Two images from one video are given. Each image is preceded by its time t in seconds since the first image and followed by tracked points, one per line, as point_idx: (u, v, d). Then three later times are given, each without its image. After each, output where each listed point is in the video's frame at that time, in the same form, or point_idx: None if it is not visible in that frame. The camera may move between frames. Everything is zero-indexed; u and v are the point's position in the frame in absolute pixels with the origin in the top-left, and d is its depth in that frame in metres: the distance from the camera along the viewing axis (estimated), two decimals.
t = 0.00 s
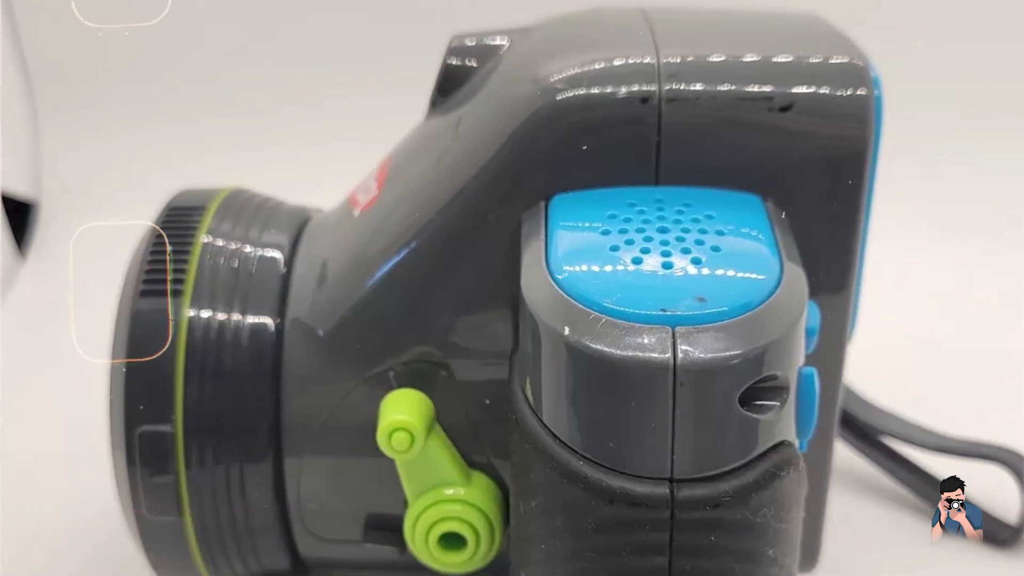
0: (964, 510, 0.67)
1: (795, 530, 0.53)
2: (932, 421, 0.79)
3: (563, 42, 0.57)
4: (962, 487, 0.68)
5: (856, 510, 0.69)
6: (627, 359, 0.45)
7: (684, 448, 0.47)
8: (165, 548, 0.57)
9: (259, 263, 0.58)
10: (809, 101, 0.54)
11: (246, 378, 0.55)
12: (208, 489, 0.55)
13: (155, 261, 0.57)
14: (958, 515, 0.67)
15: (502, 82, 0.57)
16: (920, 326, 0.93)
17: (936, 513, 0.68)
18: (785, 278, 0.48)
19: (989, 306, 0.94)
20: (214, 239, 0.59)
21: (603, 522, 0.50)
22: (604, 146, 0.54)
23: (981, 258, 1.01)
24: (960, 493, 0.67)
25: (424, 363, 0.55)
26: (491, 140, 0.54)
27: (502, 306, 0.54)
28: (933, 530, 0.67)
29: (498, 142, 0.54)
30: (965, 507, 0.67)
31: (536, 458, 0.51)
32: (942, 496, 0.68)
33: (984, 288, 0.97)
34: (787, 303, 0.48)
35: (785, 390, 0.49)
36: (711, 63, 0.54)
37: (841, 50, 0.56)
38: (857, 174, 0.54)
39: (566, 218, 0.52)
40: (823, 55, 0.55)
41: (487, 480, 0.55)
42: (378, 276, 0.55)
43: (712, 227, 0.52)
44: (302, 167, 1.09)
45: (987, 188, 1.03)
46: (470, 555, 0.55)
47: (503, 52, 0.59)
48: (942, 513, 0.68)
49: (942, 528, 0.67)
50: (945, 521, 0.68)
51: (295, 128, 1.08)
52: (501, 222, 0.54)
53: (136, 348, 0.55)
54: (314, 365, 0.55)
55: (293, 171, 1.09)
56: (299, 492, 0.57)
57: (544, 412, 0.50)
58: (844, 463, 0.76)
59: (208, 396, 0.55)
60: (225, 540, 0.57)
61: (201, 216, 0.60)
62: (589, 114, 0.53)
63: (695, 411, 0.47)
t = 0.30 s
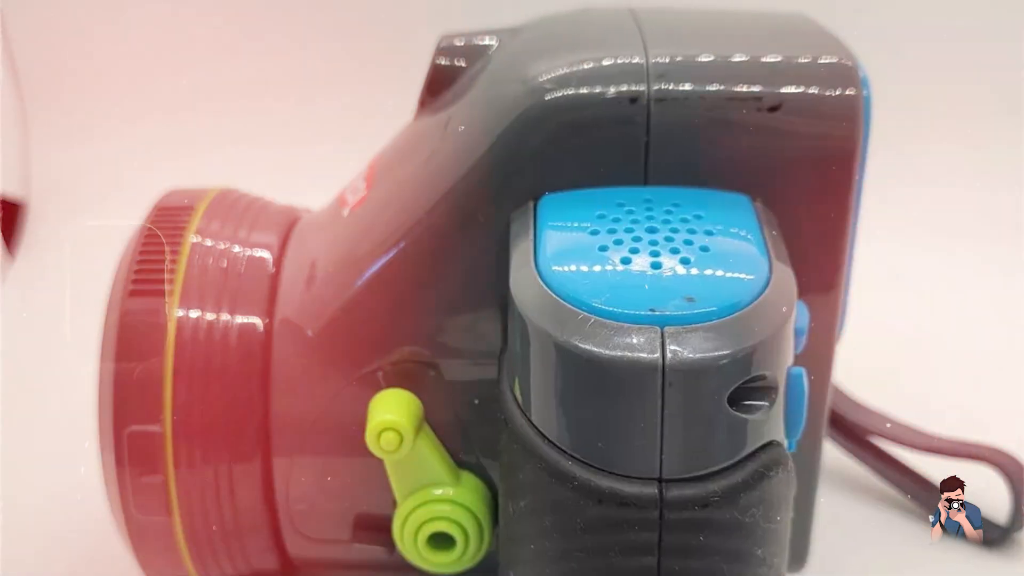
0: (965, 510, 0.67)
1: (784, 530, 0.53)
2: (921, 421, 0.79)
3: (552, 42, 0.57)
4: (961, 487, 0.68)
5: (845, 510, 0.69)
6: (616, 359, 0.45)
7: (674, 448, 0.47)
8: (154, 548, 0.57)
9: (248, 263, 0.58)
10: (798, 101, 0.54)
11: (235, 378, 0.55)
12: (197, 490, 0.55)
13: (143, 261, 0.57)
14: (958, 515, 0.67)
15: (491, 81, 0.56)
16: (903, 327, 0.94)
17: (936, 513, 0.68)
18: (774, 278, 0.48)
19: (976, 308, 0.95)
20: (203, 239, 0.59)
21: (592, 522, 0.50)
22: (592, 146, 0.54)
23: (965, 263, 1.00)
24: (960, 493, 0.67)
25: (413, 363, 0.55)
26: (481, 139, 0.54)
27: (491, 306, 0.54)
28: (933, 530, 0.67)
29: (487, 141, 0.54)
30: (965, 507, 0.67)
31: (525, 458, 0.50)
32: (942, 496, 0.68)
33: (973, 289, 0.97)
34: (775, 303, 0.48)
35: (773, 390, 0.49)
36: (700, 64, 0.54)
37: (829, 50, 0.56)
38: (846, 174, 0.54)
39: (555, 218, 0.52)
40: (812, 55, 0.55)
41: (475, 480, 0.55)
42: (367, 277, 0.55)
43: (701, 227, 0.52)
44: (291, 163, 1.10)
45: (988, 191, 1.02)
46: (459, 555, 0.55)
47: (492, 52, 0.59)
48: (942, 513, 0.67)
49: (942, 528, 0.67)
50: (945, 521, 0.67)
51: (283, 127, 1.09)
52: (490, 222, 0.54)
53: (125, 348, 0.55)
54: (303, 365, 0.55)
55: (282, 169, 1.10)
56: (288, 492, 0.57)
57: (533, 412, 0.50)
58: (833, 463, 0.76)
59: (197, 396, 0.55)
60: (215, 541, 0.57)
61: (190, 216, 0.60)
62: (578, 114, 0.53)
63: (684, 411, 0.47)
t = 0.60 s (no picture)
0: (964, 510, 0.67)
1: (772, 530, 0.53)
2: (911, 420, 0.79)
3: (540, 42, 0.57)
4: (961, 486, 0.68)
5: (833, 509, 0.69)
6: (604, 359, 0.45)
7: (663, 448, 0.47)
8: (143, 548, 0.57)
9: (236, 263, 0.58)
10: (786, 101, 0.54)
11: (224, 378, 0.55)
12: (186, 489, 0.55)
13: (132, 261, 0.57)
14: (958, 515, 0.67)
15: (480, 82, 0.56)
16: (898, 326, 0.92)
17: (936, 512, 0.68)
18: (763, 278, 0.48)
19: (968, 306, 0.94)
20: (192, 239, 0.59)
21: (581, 522, 0.50)
22: (581, 146, 0.54)
23: (951, 257, 1.01)
24: (960, 493, 0.67)
25: (401, 363, 0.55)
26: (469, 139, 0.54)
27: (480, 306, 0.54)
28: (933, 530, 0.67)
29: (476, 141, 0.54)
30: (965, 507, 0.67)
31: (514, 458, 0.50)
32: (942, 496, 0.67)
33: (964, 288, 0.96)
34: (764, 303, 0.48)
35: (763, 390, 0.49)
36: (689, 63, 0.54)
37: (819, 50, 0.56)
38: (835, 174, 0.54)
39: (544, 218, 0.52)
40: (801, 55, 0.55)
41: (464, 480, 0.55)
42: (356, 277, 0.55)
43: (690, 227, 0.52)
44: (284, 167, 1.09)
45: (970, 188, 1.05)
46: (448, 555, 0.54)
47: (480, 52, 0.59)
48: (941, 513, 0.67)
49: (941, 528, 0.67)
50: (945, 521, 0.67)
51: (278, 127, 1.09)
52: (479, 222, 0.54)
53: (115, 348, 0.55)
54: (292, 365, 0.55)
55: (273, 172, 1.09)
56: (276, 492, 0.57)
57: (522, 412, 0.50)
58: (821, 462, 0.76)
59: (186, 396, 0.55)
60: (203, 540, 0.57)
61: (179, 215, 0.60)
62: (567, 114, 0.53)
63: (673, 411, 0.46)
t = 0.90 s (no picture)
0: (965, 510, 0.66)
1: (760, 530, 0.53)
2: (900, 420, 0.79)
3: (529, 43, 0.57)
4: (961, 487, 0.67)
5: (822, 509, 0.69)
6: (593, 359, 0.45)
7: (651, 448, 0.47)
8: (132, 548, 0.57)
9: (225, 263, 0.58)
10: (774, 101, 0.54)
11: (212, 378, 0.55)
12: (174, 489, 0.55)
13: (121, 262, 0.57)
14: (958, 515, 0.66)
15: (469, 81, 0.57)
16: (879, 326, 0.93)
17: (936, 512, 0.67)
18: (751, 278, 0.48)
19: (955, 305, 0.95)
20: (181, 239, 0.59)
21: (570, 522, 0.49)
22: (568, 146, 0.54)
23: (938, 257, 1.02)
24: (960, 493, 0.66)
25: (390, 363, 0.55)
26: (458, 139, 0.54)
27: (469, 306, 0.54)
28: (932, 531, 0.67)
29: (465, 141, 0.54)
30: (965, 507, 0.66)
31: (503, 458, 0.50)
32: (941, 497, 0.67)
33: (951, 288, 0.97)
34: (753, 303, 0.48)
35: (751, 390, 0.49)
36: (678, 63, 0.54)
37: (807, 50, 0.56)
38: (824, 174, 0.54)
39: (532, 219, 0.52)
40: (790, 55, 0.55)
41: (453, 480, 0.55)
42: (345, 277, 0.55)
43: (679, 227, 0.52)
44: (265, 168, 1.09)
45: (956, 189, 1.06)
46: (437, 555, 0.54)
47: (469, 52, 0.59)
48: (942, 514, 0.66)
49: (941, 528, 0.66)
50: (945, 521, 0.66)
51: (261, 128, 1.07)
52: (467, 222, 0.54)
53: (103, 348, 0.55)
54: (281, 365, 0.55)
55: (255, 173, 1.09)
56: (265, 492, 0.57)
57: (510, 412, 0.50)
58: (811, 462, 0.76)
59: (174, 396, 0.55)
60: (192, 540, 0.57)
61: (167, 216, 0.60)
62: (555, 115, 0.53)
63: (661, 411, 0.46)
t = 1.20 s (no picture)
0: (965, 510, 0.66)
1: (750, 529, 0.53)
2: (888, 420, 0.79)
3: (517, 43, 0.57)
4: (962, 486, 0.68)
5: (811, 509, 0.69)
6: (582, 359, 0.45)
7: (641, 448, 0.47)
8: (120, 549, 0.57)
9: (214, 263, 0.58)
10: (763, 101, 0.54)
11: (201, 378, 0.55)
12: (163, 489, 0.55)
13: (110, 261, 0.57)
14: (957, 515, 0.66)
15: (458, 81, 0.56)
16: (868, 326, 0.94)
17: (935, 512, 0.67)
18: (740, 278, 0.48)
19: (944, 305, 0.95)
20: (170, 239, 0.59)
21: (558, 522, 0.49)
22: (558, 146, 0.54)
23: (927, 257, 1.02)
24: (961, 493, 0.66)
25: (379, 363, 0.55)
26: (447, 139, 0.54)
27: (457, 306, 0.54)
28: (932, 531, 0.66)
29: (454, 141, 0.54)
30: (964, 507, 0.66)
31: (491, 458, 0.50)
32: (941, 497, 0.67)
33: (940, 288, 0.98)
34: (742, 303, 0.48)
35: (740, 389, 0.49)
36: (667, 63, 0.54)
37: (796, 50, 0.56)
38: (812, 174, 0.54)
39: (521, 218, 0.52)
40: (779, 55, 0.55)
41: (442, 480, 0.55)
42: (334, 277, 0.55)
43: (667, 227, 0.52)
44: (263, 168, 1.10)
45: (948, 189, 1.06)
46: (425, 555, 0.54)
47: (458, 52, 0.60)
48: (942, 514, 0.66)
49: (941, 528, 0.66)
50: (944, 521, 0.66)
51: (250, 128, 1.09)
52: (456, 222, 0.54)
53: (92, 348, 0.55)
54: (269, 365, 0.55)
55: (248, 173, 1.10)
56: (254, 492, 0.57)
57: (499, 412, 0.50)
58: (799, 462, 0.76)
59: (163, 395, 0.55)
60: (181, 540, 0.57)
61: (156, 215, 0.60)
62: (543, 114, 0.53)
63: (651, 411, 0.46)
